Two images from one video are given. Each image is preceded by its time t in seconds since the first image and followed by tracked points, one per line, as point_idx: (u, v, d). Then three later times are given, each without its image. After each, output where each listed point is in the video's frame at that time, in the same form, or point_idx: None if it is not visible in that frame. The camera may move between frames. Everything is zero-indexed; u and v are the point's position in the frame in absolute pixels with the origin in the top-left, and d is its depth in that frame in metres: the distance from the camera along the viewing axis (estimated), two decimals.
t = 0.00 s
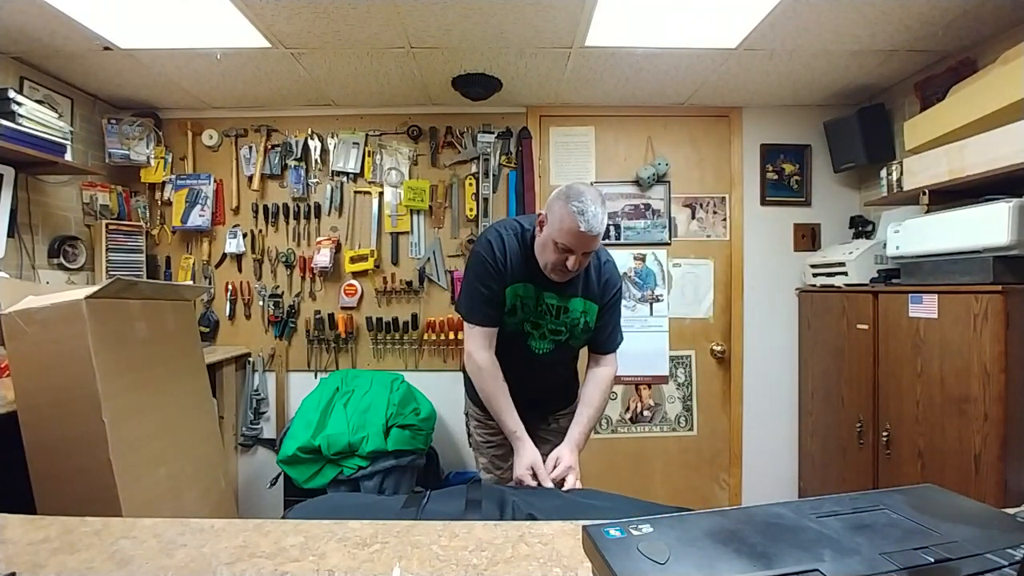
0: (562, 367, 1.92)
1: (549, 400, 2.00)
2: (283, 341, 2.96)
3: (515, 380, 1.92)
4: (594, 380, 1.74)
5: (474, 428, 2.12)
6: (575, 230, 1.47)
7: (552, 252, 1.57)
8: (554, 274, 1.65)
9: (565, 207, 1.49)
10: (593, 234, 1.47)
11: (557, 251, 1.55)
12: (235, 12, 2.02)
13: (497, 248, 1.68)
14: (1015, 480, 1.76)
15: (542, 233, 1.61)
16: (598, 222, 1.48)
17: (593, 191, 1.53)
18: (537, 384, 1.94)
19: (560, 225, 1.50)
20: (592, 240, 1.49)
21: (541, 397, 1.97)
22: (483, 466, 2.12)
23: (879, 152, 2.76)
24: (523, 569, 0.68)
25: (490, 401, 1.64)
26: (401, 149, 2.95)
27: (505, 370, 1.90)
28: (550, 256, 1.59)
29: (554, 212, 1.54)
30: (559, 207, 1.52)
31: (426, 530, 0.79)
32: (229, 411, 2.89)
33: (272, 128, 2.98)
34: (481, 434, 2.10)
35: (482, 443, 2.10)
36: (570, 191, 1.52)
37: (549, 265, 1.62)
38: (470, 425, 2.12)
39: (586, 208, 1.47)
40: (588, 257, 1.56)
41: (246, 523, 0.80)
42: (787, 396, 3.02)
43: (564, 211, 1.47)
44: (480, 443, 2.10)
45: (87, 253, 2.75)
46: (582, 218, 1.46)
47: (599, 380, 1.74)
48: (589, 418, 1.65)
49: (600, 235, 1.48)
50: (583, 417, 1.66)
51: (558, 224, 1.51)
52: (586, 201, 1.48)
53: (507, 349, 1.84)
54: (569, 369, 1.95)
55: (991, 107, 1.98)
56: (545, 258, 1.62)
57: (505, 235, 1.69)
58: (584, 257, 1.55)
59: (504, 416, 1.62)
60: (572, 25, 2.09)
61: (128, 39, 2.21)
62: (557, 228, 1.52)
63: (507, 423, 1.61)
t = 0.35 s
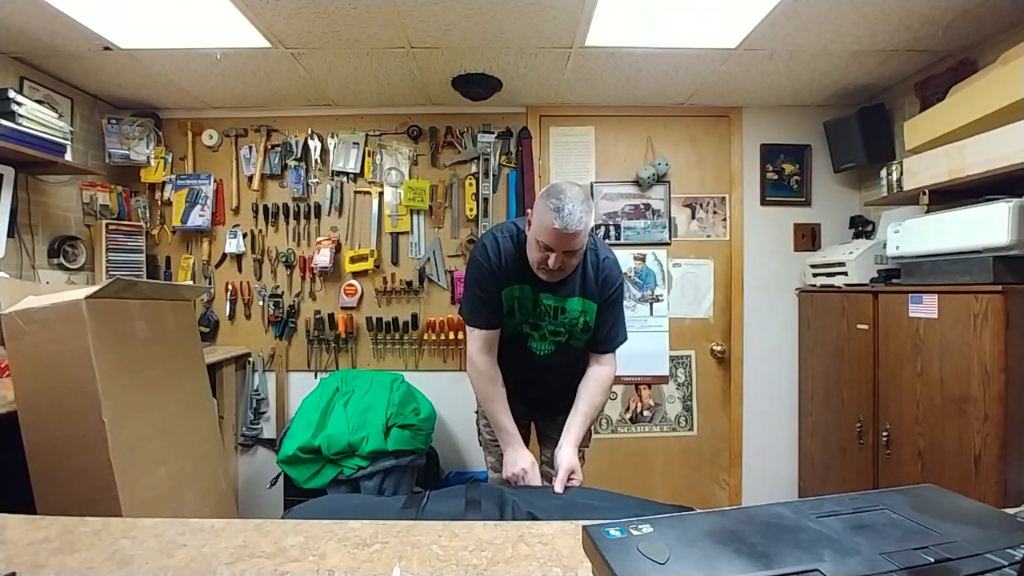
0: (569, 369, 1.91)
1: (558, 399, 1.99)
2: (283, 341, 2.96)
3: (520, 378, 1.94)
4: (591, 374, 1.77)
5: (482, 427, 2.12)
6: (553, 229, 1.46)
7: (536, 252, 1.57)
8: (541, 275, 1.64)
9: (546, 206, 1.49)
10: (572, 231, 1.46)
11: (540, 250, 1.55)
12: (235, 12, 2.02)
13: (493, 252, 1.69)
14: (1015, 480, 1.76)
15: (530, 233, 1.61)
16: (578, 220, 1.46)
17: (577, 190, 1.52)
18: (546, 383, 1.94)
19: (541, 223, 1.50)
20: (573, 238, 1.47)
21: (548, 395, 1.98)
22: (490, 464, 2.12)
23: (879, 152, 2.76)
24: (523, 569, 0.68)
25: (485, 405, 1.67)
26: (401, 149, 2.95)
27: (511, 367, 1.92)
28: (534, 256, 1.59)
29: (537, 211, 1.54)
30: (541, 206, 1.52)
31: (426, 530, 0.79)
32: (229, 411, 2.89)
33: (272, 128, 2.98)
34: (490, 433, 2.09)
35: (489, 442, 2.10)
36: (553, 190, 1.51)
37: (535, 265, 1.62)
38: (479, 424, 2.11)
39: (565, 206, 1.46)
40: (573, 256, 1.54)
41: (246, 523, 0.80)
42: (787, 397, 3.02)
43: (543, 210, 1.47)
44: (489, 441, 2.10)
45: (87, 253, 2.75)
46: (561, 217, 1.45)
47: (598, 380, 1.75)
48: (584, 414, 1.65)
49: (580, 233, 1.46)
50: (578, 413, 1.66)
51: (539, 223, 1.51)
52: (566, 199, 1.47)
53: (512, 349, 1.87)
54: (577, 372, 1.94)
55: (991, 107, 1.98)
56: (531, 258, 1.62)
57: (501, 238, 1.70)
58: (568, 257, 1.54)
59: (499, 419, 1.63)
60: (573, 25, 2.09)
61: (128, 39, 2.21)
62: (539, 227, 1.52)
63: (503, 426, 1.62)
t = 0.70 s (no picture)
0: (572, 369, 1.90)
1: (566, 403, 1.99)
2: (283, 341, 2.96)
3: (527, 380, 1.95)
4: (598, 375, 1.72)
5: (487, 423, 2.15)
6: (525, 222, 1.49)
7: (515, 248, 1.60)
8: (525, 271, 1.66)
9: (521, 201, 1.52)
10: (542, 226, 1.47)
11: (517, 246, 1.58)
12: (235, 12, 2.02)
13: (483, 252, 1.74)
14: (1015, 480, 1.77)
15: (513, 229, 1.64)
16: (548, 214, 1.47)
17: (555, 185, 1.53)
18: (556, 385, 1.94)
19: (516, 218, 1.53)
20: (544, 233, 1.49)
21: (556, 398, 1.98)
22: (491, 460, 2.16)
23: (879, 152, 2.76)
24: (523, 569, 0.68)
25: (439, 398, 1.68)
26: (401, 149, 2.95)
27: (517, 368, 1.94)
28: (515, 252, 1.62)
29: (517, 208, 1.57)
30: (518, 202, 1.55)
31: (426, 530, 0.79)
32: (229, 411, 2.89)
33: (272, 128, 2.98)
34: (493, 429, 2.13)
35: (492, 437, 2.13)
36: (530, 187, 1.54)
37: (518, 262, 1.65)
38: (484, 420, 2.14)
39: (537, 201, 1.48)
40: (551, 252, 1.55)
41: (247, 523, 0.80)
42: (787, 397, 3.02)
43: (516, 205, 1.50)
44: (490, 437, 2.14)
45: (87, 253, 2.75)
46: (530, 211, 1.48)
47: (604, 374, 1.71)
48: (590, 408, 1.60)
49: (551, 227, 1.47)
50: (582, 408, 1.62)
51: (515, 218, 1.54)
52: (539, 194, 1.49)
53: (514, 350, 1.88)
54: (582, 373, 1.92)
55: (992, 107, 1.98)
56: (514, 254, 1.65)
57: (491, 238, 1.74)
58: (544, 252, 1.55)
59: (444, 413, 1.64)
60: (573, 25, 2.09)
61: (128, 39, 2.21)
62: (516, 222, 1.55)
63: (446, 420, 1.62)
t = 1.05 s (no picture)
0: (558, 369, 1.86)
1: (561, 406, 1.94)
2: (283, 341, 2.96)
3: (519, 384, 1.90)
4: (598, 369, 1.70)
5: (468, 428, 2.09)
6: (474, 217, 1.51)
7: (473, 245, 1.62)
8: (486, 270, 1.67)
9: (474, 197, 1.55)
10: (487, 221, 1.49)
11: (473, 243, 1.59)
12: (235, 12, 2.02)
13: (454, 259, 1.74)
14: (1015, 480, 1.77)
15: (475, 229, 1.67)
16: (494, 209, 1.49)
17: (509, 183, 1.55)
18: (554, 385, 1.90)
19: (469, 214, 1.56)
20: (489, 229, 1.49)
21: (552, 401, 1.93)
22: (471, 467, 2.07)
23: (879, 152, 2.76)
24: (523, 569, 0.68)
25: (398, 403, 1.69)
26: (401, 149, 2.95)
27: (503, 374, 1.91)
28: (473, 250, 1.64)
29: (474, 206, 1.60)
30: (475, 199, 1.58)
31: (426, 530, 0.79)
32: (229, 411, 2.89)
33: (272, 128, 2.98)
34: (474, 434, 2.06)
35: (473, 443, 2.06)
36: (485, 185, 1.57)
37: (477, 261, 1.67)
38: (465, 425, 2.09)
39: (482, 197, 1.50)
40: (504, 250, 1.55)
41: (247, 523, 0.80)
42: (787, 397, 3.02)
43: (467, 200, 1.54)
44: (470, 442, 2.07)
45: (87, 253, 2.75)
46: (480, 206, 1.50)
47: (599, 369, 1.69)
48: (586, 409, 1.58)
49: (495, 222, 1.48)
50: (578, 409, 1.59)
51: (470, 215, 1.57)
52: (489, 190, 1.51)
53: (496, 354, 1.86)
54: (569, 373, 1.89)
55: (992, 107, 1.98)
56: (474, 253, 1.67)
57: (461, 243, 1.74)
58: (496, 250, 1.55)
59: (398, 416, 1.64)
60: (573, 24, 2.09)
61: (128, 38, 2.21)
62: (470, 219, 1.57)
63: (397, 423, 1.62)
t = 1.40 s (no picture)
0: (508, 369, 1.82)
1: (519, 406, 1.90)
2: (283, 341, 2.96)
3: (472, 386, 1.87)
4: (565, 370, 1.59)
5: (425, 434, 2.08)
6: (391, 215, 1.46)
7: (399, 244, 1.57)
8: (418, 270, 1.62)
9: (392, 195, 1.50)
10: (399, 217, 1.44)
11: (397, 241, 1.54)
12: (236, 12, 2.02)
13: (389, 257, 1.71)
14: (1015, 480, 1.76)
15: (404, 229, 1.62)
16: (408, 203, 1.43)
17: (427, 176, 1.49)
18: (509, 385, 1.86)
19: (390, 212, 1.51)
20: (404, 224, 1.44)
21: (508, 403, 1.89)
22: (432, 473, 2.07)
23: (879, 152, 2.76)
24: (523, 569, 0.68)
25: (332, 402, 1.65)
26: (401, 149, 2.95)
27: (453, 378, 1.87)
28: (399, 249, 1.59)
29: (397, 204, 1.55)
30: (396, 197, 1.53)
31: (426, 530, 0.79)
32: (229, 411, 2.89)
33: (272, 128, 2.98)
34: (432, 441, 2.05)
35: (430, 448, 2.05)
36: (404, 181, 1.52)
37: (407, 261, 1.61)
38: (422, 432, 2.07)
39: (394, 193, 1.45)
40: (424, 247, 1.49)
41: (246, 523, 0.80)
42: (786, 397, 3.02)
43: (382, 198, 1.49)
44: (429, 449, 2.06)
45: (87, 253, 2.75)
46: (394, 202, 1.45)
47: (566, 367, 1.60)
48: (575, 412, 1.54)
49: (409, 216, 1.43)
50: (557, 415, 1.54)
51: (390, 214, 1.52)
52: (403, 185, 1.46)
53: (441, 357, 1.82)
54: (520, 372, 1.84)
55: (992, 107, 1.98)
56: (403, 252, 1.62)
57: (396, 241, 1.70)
58: (416, 247, 1.50)
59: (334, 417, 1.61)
60: (573, 24, 2.08)
61: (128, 38, 2.20)
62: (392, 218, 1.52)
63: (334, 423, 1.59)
